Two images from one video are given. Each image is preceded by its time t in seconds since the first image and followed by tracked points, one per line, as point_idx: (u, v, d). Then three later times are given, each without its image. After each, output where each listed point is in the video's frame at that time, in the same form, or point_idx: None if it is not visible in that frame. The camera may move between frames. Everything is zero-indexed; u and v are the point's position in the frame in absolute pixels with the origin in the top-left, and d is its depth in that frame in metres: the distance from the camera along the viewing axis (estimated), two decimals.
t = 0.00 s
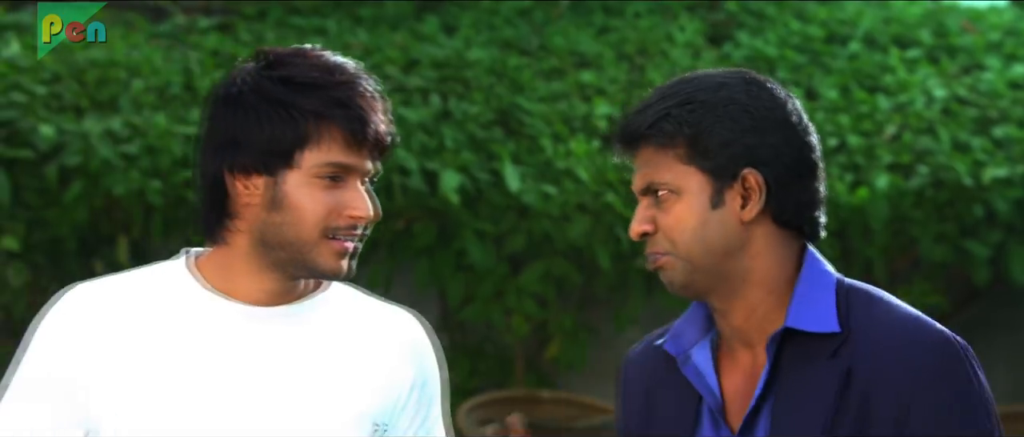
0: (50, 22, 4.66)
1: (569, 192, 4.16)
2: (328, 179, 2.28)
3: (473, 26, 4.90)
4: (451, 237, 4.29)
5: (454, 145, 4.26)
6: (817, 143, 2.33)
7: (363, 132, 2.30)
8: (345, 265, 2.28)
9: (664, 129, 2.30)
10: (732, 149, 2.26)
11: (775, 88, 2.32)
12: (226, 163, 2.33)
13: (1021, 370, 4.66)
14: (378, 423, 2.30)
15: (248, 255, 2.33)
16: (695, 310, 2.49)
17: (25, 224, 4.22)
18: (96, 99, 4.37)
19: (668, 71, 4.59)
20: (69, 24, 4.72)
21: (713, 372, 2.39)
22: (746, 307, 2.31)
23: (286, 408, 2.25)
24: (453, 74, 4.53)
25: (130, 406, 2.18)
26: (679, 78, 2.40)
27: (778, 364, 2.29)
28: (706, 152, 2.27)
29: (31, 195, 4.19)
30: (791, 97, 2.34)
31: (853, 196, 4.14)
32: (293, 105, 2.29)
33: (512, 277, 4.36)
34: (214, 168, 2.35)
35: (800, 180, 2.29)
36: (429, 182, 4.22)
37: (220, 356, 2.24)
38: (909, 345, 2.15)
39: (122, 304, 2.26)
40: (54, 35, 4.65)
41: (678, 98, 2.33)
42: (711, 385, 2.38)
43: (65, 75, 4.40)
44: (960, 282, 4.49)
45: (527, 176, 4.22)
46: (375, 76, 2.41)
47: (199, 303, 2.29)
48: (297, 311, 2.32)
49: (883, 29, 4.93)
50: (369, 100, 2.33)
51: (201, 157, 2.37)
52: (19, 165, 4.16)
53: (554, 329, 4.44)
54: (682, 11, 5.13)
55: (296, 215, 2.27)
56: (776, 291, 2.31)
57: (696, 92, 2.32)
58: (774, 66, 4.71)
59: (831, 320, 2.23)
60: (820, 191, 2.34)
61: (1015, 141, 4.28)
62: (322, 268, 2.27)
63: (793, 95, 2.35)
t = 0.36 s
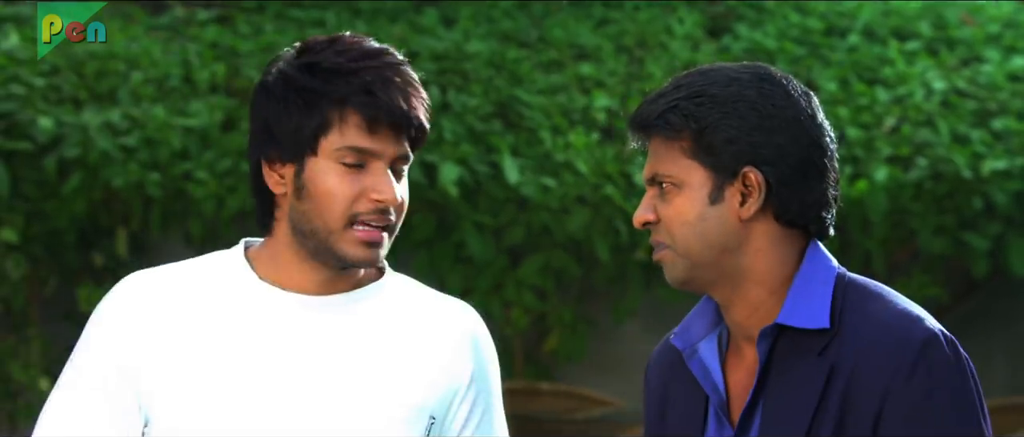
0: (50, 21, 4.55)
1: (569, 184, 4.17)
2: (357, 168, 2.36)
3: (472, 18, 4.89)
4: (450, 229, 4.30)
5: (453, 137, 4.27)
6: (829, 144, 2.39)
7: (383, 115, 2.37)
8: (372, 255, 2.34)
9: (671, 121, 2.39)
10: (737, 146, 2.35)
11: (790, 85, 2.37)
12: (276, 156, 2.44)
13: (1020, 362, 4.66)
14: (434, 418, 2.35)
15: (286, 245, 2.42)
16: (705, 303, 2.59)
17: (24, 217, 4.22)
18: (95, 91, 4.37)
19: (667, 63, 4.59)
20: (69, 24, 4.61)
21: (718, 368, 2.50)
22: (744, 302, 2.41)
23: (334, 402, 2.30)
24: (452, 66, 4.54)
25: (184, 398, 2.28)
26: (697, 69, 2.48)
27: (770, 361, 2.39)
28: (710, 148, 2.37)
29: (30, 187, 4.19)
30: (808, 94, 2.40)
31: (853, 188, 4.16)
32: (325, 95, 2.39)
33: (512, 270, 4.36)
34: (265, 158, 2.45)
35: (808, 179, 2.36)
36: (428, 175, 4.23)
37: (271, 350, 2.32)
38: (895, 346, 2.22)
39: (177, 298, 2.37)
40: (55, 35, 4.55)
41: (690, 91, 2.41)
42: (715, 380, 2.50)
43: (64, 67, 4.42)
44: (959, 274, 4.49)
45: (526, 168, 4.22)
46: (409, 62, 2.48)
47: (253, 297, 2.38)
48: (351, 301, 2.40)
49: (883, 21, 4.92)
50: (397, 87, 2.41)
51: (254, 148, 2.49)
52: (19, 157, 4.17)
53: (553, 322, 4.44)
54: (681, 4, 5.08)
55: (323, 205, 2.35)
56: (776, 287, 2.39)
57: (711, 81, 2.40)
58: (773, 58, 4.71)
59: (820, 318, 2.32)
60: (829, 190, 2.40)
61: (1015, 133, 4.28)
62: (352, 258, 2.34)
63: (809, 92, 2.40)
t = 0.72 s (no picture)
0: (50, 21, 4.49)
1: (569, 176, 4.15)
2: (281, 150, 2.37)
3: (472, 9, 4.90)
4: (450, 221, 4.28)
5: (453, 129, 4.28)
6: (814, 149, 2.37)
7: (310, 113, 2.35)
8: (286, 242, 2.33)
9: (659, 106, 2.35)
10: (720, 138, 2.31)
11: (782, 87, 2.34)
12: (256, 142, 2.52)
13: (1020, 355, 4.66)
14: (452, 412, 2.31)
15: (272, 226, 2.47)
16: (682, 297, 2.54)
17: (24, 208, 4.21)
18: (95, 83, 4.37)
19: (667, 55, 4.59)
20: (69, 23, 4.55)
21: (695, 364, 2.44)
22: (718, 298, 2.36)
23: (361, 393, 2.31)
24: (452, 59, 4.55)
25: (220, 395, 2.34)
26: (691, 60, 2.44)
27: (746, 357, 2.32)
28: (694, 137, 2.33)
29: (30, 179, 4.20)
30: (796, 97, 2.37)
31: (852, 180, 4.16)
32: (274, 82, 2.40)
33: (512, 262, 4.34)
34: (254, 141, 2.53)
35: (787, 180, 2.33)
36: (428, 167, 4.23)
37: (300, 342, 2.35)
38: (869, 339, 2.16)
39: (216, 296, 2.43)
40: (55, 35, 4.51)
41: (681, 79, 2.37)
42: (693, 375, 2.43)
43: (64, 59, 4.43)
44: (960, 266, 4.48)
45: (526, 160, 4.23)
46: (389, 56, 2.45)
47: (286, 291, 2.41)
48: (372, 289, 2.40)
49: (883, 13, 4.92)
50: (361, 84, 2.40)
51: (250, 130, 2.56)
52: (19, 149, 4.17)
53: (553, 314, 4.43)
54: None
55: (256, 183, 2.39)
56: (751, 281, 2.34)
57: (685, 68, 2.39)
58: (773, 50, 4.71)
59: (790, 310, 2.25)
60: (809, 194, 2.37)
61: (1015, 125, 4.27)
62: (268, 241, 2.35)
63: (799, 96, 2.38)
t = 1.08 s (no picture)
0: (50, 21, 4.48)
1: (569, 176, 4.15)
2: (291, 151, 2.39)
3: (472, 8, 4.91)
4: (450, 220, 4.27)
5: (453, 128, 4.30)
6: (795, 147, 2.30)
7: (320, 116, 2.36)
8: (296, 242, 2.35)
9: (638, 106, 2.28)
10: (700, 138, 2.24)
11: (762, 84, 2.27)
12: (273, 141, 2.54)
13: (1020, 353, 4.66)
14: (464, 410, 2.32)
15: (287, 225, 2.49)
16: (665, 297, 2.50)
17: (24, 208, 4.21)
18: (95, 81, 4.37)
19: (666, 53, 4.59)
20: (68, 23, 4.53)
21: (678, 364, 2.40)
22: (701, 298, 2.30)
23: (377, 391, 2.34)
24: (453, 58, 4.55)
25: (245, 389, 2.39)
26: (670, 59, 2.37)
27: (728, 357, 2.27)
28: (674, 138, 2.25)
29: (30, 178, 4.20)
30: (776, 94, 2.29)
31: (853, 180, 4.15)
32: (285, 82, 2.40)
33: (512, 261, 4.34)
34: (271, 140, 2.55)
35: (769, 179, 2.25)
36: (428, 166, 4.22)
37: (321, 338, 2.39)
38: (851, 336, 2.11)
39: (246, 290, 2.48)
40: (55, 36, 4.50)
41: (661, 78, 2.30)
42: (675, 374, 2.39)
43: (64, 58, 4.43)
44: (960, 264, 4.48)
45: (526, 159, 4.23)
46: (402, 53, 2.43)
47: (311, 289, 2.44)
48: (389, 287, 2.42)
49: (883, 12, 4.92)
50: (370, 85, 2.38)
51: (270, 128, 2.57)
52: (19, 148, 4.17)
53: (554, 313, 4.43)
54: None
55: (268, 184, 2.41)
56: (733, 281, 2.28)
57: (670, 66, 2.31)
58: (773, 49, 4.71)
59: (773, 309, 2.20)
60: (791, 194, 2.30)
61: (1015, 124, 4.28)
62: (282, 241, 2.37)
63: (779, 93, 2.31)
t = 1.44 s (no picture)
0: (50, 21, 4.47)
1: (569, 174, 4.15)
2: (318, 161, 2.35)
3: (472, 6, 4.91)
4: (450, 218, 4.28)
5: (453, 126, 4.27)
6: (791, 144, 2.30)
7: (371, 123, 2.37)
8: (338, 253, 2.33)
9: (634, 109, 2.28)
10: (696, 141, 2.24)
11: (757, 83, 2.27)
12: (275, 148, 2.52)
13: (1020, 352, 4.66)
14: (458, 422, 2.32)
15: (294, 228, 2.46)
16: (661, 295, 2.50)
17: (24, 206, 4.21)
18: (95, 79, 4.37)
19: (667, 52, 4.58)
20: (69, 24, 4.53)
21: (674, 362, 2.40)
22: (699, 300, 2.30)
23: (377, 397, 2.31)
24: (453, 56, 4.55)
25: (239, 393, 2.30)
26: (664, 57, 2.36)
27: (727, 357, 2.26)
28: (670, 140, 2.26)
29: (30, 176, 4.19)
30: (772, 92, 2.29)
31: (853, 178, 4.15)
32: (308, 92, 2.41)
33: (511, 259, 4.34)
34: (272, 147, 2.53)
35: (766, 179, 2.26)
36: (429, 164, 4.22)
37: (319, 343, 2.34)
38: (851, 337, 2.11)
39: (235, 289, 2.40)
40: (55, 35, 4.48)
41: (657, 80, 2.29)
42: (672, 374, 2.39)
43: (64, 56, 4.43)
44: (960, 262, 4.49)
45: (526, 157, 4.22)
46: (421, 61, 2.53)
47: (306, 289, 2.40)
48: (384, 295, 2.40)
49: (883, 10, 4.92)
50: (405, 92, 2.45)
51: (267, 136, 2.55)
52: (19, 146, 4.17)
53: (554, 311, 4.43)
54: None
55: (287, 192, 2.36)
56: (731, 282, 2.27)
57: (667, 66, 2.30)
58: (773, 47, 4.71)
59: (773, 310, 2.19)
60: (788, 192, 2.31)
61: (1015, 122, 4.27)
62: (312, 250, 2.33)
63: (774, 90, 2.31)
